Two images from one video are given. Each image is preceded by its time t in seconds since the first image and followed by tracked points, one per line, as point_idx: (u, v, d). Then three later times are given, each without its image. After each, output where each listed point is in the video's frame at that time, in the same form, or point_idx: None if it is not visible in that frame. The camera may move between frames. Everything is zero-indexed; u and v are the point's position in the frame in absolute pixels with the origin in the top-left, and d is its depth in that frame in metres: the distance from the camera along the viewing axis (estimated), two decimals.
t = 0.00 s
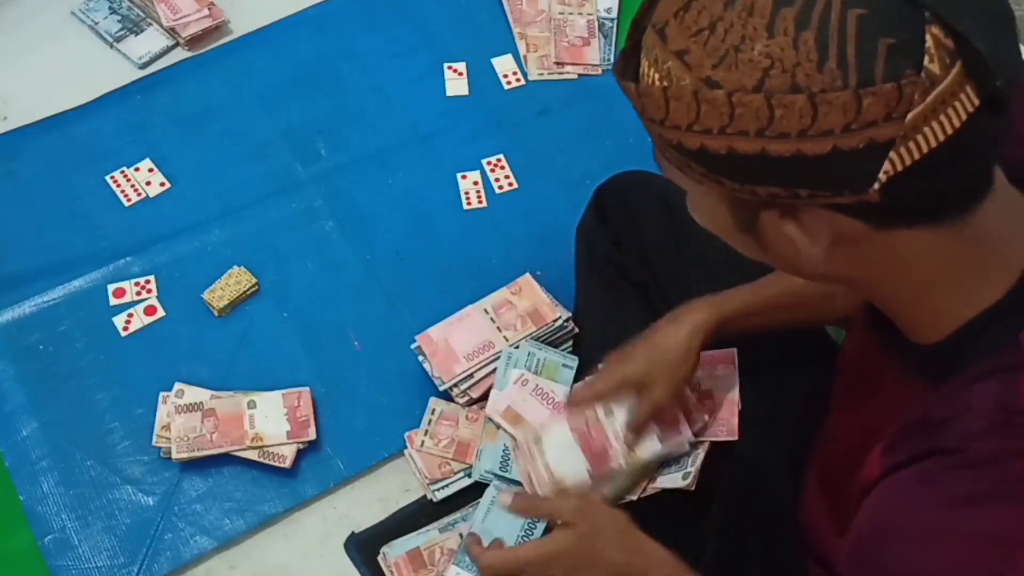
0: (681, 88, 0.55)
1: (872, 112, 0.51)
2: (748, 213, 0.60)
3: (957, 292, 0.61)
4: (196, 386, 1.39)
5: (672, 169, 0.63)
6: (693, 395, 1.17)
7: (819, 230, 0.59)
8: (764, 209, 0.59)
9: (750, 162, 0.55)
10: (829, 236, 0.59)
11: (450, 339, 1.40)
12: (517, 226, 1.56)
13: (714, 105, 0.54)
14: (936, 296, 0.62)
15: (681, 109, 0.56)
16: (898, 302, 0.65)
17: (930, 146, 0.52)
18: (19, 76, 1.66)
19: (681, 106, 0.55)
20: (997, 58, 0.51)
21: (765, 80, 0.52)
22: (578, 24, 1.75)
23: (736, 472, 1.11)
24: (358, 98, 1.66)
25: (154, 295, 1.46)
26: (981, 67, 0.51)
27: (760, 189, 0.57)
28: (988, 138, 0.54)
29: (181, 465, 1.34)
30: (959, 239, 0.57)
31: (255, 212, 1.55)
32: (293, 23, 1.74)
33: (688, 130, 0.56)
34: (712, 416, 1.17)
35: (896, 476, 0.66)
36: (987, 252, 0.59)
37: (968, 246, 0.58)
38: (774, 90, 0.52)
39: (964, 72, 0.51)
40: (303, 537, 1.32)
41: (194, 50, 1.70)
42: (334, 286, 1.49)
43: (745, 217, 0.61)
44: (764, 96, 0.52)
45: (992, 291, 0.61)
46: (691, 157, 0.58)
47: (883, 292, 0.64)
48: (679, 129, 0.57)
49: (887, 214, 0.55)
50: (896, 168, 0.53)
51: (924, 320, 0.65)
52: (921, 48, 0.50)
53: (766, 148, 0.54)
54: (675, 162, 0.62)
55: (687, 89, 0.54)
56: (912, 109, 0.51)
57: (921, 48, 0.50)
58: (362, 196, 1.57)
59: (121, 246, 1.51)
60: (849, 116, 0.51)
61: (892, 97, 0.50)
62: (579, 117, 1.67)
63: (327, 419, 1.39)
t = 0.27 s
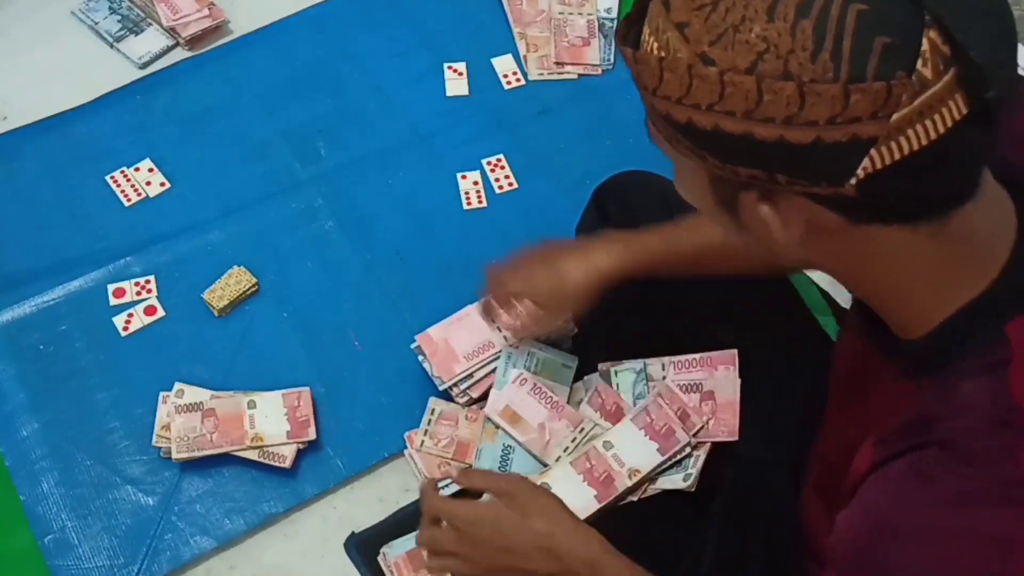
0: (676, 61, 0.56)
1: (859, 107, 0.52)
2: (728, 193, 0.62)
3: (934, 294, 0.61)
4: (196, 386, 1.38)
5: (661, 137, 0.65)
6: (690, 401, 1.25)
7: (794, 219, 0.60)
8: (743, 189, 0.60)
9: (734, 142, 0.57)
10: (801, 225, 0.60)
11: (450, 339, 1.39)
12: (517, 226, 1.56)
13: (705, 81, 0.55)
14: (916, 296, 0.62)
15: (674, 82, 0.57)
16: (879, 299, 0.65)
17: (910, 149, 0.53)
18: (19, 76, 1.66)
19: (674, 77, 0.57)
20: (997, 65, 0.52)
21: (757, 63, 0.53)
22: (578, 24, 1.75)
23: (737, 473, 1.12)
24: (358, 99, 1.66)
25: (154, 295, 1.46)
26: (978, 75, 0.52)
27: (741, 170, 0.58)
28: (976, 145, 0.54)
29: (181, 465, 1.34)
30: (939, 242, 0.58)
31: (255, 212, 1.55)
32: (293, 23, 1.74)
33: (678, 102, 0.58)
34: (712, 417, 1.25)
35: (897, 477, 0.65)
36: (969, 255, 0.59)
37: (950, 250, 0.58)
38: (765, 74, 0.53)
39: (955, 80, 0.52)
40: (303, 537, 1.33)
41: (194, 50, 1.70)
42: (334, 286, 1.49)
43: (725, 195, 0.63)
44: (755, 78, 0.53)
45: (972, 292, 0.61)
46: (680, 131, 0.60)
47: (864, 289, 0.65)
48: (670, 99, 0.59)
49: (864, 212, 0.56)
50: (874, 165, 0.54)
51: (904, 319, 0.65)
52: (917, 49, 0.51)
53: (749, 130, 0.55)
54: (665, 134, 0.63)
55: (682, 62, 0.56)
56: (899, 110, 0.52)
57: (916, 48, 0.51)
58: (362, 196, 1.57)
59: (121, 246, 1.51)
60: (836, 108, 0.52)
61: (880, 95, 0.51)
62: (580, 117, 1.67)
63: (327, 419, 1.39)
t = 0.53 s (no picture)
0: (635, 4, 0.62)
1: (803, 55, 0.59)
2: (676, 135, 0.69)
3: (861, 239, 0.69)
4: (196, 386, 1.38)
5: (614, 81, 0.72)
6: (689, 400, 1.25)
7: (732, 162, 0.68)
8: (687, 132, 0.68)
9: (687, 85, 0.64)
10: (739, 169, 0.68)
11: (450, 339, 1.40)
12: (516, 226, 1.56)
13: (660, 22, 0.61)
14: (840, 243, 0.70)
15: (633, 23, 0.63)
16: (810, 244, 0.73)
17: (846, 99, 0.61)
18: (19, 76, 1.66)
19: (632, 18, 0.63)
20: (921, 28, 0.61)
21: (712, 7, 0.59)
22: (578, 24, 1.75)
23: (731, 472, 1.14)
24: (358, 99, 1.66)
25: (154, 295, 1.46)
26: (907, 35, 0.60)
27: (689, 112, 0.66)
28: (905, 102, 0.63)
29: (181, 465, 1.34)
30: (866, 192, 0.66)
31: (255, 212, 1.55)
32: (293, 23, 1.74)
33: (637, 44, 0.64)
34: (711, 416, 1.25)
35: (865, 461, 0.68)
36: (895, 204, 0.67)
37: (878, 200, 0.67)
38: (719, 17, 0.59)
39: (890, 37, 0.60)
40: (303, 537, 1.33)
41: (194, 50, 1.70)
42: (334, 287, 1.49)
43: (671, 136, 0.70)
44: (708, 20, 0.59)
45: (894, 236, 0.68)
46: (635, 73, 0.67)
47: (793, 234, 0.73)
48: (625, 40, 0.65)
49: (798, 157, 0.64)
50: (811, 112, 0.62)
51: (826, 263, 0.73)
52: (861, 1, 0.58)
53: (700, 71, 0.62)
54: (621, 75, 0.69)
55: (641, 5, 0.62)
56: (838, 60, 0.60)
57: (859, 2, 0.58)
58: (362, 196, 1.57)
59: (121, 246, 1.51)
60: (782, 53, 0.59)
61: (822, 45, 0.59)
62: (579, 117, 1.67)
63: (327, 420, 1.39)
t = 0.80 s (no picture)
0: None
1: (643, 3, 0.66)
2: (537, 85, 0.75)
3: (712, 187, 0.77)
4: (196, 386, 1.38)
5: (485, 38, 0.77)
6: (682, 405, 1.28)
7: (588, 108, 0.74)
8: (550, 82, 0.74)
9: (546, 31, 0.69)
10: (596, 118, 0.75)
11: (450, 339, 1.39)
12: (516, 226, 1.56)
13: None
14: (699, 187, 0.78)
15: None
16: (673, 191, 0.80)
17: (685, 48, 0.68)
18: (19, 76, 1.66)
19: None
20: None
21: None
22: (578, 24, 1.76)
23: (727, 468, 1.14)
24: (358, 99, 1.66)
25: (154, 295, 1.46)
26: None
27: (547, 61, 0.72)
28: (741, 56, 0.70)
29: (181, 465, 1.34)
30: (715, 138, 0.73)
31: (255, 212, 1.55)
32: (293, 23, 1.74)
33: None
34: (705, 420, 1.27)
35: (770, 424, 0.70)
36: (744, 154, 0.75)
37: (726, 147, 0.74)
38: None
39: None
40: (303, 537, 1.33)
41: (194, 50, 1.70)
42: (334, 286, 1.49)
43: (536, 90, 0.76)
44: None
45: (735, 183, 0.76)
46: (501, 24, 0.72)
47: (659, 181, 0.80)
48: None
49: (646, 101, 0.71)
50: (653, 59, 0.68)
51: (689, 208, 0.81)
52: None
53: (553, 17, 0.68)
54: (488, 29, 0.75)
55: None
56: (675, 10, 0.66)
57: None
58: (363, 197, 1.57)
59: (121, 246, 1.51)
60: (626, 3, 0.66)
61: None
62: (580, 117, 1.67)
63: (327, 420, 1.39)
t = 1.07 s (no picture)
0: None
1: (528, 16, 0.66)
2: (441, 92, 0.76)
3: (610, 185, 0.77)
4: (196, 386, 1.38)
5: (394, 44, 0.77)
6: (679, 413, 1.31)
7: (485, 115, 0.74)
8: (450, 87, 0.74)
9: (440, 42, 0.70)
10: (493, 122, 0.75)
11: (449, 339, 1.40)
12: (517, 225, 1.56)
13: None
14: (598, 184, 0.77)
15: None
16: (576, 190, 0.80)
17: (569, 60, 0.68)
18: (19, 76, 1.66)
19: None
20: None
21: None
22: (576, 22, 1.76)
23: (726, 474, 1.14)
24: (358, 98, 1.66)
25: (154, 295, 1.46)
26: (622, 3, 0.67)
27: (442, 67, 0.72)
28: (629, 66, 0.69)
29: (181, 465, 1.34)
30: (609, 142, 0.73)
31: (255, 212, 1.55)
32: (294, 23, 1.74)
33: None
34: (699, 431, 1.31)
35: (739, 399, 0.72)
36: (636, 154, 0.74)
37: (620, 149, 0.74)
38: None
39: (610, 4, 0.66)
40: (303, 537, 1.33)
41: (194, 50, 1.70)
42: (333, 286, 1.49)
43: (440, 94, 0.76)
44: None
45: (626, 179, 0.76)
46: (400, 30, 0.73)
47: (562, 180, 0.80)
48: None
49: (538, 109, 0.71)
50: (539, 70, 0.68)
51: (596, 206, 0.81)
52: None
53: (446, 29, 0.69)
54: (393, 34, 0.75)
55: None
56: (558, 21, 0.66)
57: None
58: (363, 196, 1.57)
59: (121, 246, 1.51)
60: (508, 14, 0.66)
61: (543, 7, 0.66)
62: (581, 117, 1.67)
63: (327, 419, 1.39)
